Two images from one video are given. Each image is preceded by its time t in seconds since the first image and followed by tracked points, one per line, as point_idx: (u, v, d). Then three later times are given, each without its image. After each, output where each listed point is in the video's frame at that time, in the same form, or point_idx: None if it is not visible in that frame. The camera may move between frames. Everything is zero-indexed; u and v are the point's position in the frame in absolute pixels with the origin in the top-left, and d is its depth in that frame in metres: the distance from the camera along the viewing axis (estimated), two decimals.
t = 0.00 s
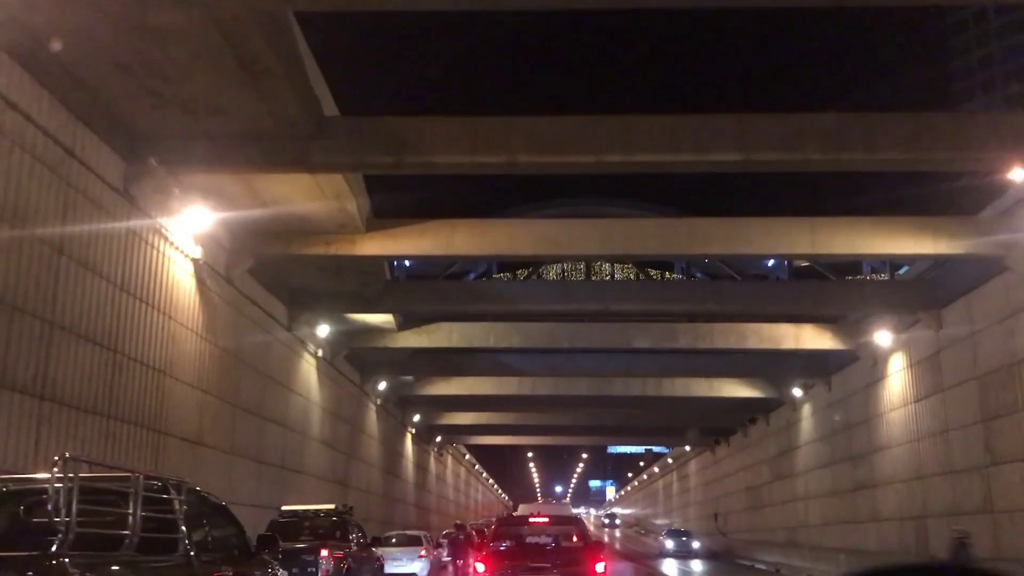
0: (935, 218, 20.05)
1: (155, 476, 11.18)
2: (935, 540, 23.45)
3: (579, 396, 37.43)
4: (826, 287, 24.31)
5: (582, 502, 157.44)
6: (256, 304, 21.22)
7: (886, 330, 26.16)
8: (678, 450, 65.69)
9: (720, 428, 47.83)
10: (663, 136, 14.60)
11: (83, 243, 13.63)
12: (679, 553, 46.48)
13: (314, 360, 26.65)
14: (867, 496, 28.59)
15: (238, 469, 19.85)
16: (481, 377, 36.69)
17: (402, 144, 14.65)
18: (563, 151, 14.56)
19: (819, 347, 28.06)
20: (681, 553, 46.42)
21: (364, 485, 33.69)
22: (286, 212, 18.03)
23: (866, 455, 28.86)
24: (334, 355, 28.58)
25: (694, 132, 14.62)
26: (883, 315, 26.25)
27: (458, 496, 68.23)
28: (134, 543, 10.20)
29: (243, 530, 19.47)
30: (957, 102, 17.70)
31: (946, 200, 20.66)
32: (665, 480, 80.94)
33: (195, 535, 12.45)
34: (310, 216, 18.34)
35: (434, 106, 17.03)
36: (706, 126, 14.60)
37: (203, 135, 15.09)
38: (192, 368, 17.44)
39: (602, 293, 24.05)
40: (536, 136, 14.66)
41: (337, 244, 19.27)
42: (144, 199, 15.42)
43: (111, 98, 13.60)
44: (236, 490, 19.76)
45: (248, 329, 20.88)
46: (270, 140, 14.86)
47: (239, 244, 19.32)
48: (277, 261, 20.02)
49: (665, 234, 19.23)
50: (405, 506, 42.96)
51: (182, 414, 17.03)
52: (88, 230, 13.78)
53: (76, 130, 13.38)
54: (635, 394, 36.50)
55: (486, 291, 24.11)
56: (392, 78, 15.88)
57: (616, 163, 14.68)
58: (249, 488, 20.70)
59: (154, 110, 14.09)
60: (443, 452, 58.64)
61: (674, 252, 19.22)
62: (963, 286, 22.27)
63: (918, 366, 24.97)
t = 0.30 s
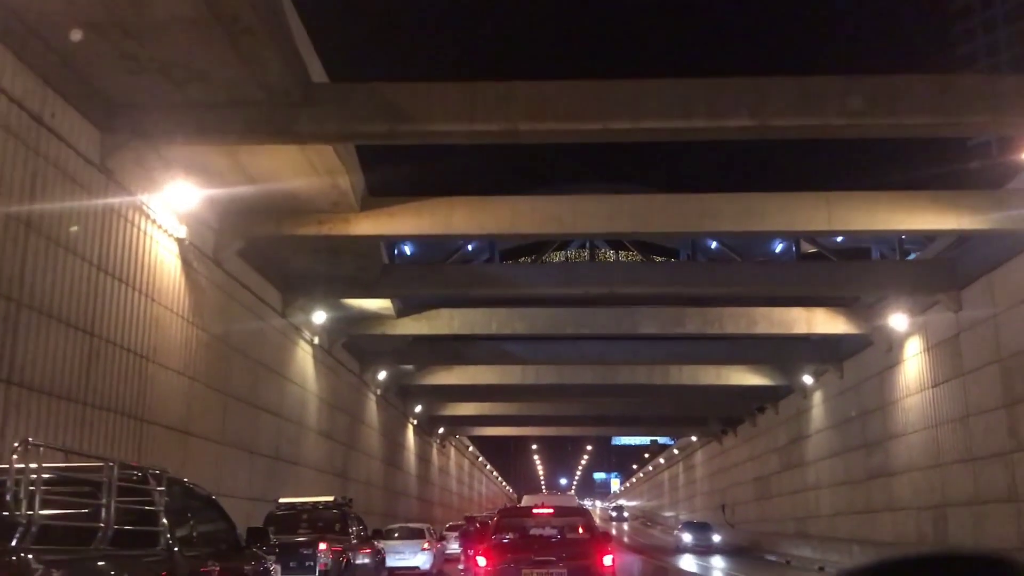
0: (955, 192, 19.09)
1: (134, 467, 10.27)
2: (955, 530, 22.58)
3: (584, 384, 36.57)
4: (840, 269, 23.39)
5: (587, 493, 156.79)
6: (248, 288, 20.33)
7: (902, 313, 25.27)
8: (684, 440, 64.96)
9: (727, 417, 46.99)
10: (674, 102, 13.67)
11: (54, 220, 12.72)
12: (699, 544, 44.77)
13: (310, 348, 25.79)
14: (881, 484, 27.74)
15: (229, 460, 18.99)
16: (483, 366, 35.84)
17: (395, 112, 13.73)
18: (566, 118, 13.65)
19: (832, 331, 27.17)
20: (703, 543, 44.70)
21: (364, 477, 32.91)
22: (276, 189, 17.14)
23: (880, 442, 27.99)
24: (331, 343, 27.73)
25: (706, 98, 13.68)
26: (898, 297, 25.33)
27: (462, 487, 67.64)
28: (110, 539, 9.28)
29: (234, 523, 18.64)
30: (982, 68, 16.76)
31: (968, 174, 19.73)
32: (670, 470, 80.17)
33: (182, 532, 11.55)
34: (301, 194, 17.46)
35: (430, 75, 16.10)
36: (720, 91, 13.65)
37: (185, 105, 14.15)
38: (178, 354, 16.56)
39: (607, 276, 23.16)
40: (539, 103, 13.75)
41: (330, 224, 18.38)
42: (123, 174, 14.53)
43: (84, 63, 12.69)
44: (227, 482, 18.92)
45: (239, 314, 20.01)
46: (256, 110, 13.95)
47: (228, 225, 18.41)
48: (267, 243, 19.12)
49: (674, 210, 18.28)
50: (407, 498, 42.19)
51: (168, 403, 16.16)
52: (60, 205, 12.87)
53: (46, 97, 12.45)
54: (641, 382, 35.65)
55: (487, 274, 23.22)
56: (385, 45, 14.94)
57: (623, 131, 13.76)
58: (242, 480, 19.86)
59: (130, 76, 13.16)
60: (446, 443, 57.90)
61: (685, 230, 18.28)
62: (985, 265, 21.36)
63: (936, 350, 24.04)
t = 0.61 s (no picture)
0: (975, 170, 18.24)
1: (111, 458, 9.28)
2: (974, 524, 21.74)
3: (587, 377, 35.74)
4: (853, 254, 22.53)
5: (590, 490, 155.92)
6: (236, 277, 19.52)
7: (916, 299, 24.43)
8: (689, 435, 64.10)
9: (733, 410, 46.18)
10: (683, 69, 12.84)
11: (24, 199, 11.90)
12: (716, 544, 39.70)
13: (304, 341, 24.97)
14: (894, 477, 26.90)
15: (217, 455, 18.20)
16: (484, 359, 35.01)
17: (386, 82, 12.92)
18: (568, 88, 12.83)
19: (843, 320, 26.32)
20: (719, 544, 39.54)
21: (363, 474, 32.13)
22: (262, 170, 16.34)
23: (893, 434, 27.15)
24: (327, 335, 26.91)
25: (717, 66, 12.85)
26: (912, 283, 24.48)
27: (464, 484, 66.77)
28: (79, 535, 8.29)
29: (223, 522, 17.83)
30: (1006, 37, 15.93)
31: (987, 152, 18.91)
32: (674, 466, 79.37)
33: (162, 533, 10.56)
34: (290, 175, 16.66)
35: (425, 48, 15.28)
36: (731, 58, 12.84)
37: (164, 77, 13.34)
38: (160, 344, 15.77)
39: (611, 263, 22.28)
40: (539, 72, 12.92)
41: (321, 207, 17.58)
42: (100, 152, 13.73)
43: (54, 28, 11.87)
44: (216, 479, 18.10)
45: (227, 303, 19.20)
46: (238, 82, 13.13)
47: (214, 209, 17.59)
48: (256, 228, 18.31)
49: (682, 190, 17.44)
50: (407, 495, 41.36)
51: (149, 395, 15.37)
52: (31, 183, 12.06)
53: (13, 64, 11.62)
54: (645, 375, 34.82)
55: (486, 262, 22.38)
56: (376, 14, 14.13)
57: (628, 101, 12.94)
58: (232, 476, 19.06)
59: (103, 44, 12.35)
60: (447, 439, 57.07)
61: (693, 211, 17.44)
62: (1004, 248, 20.51)
63: (952, 337, 23.20)
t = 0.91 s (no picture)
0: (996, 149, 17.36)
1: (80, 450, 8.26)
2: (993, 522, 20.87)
3: (589, 372, 34.91)
4: (868, 240, 21.60)
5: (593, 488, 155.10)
6: (223, 265, 18.67)
7: (931, 289, 23.59)
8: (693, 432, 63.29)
9: (738, 406, 45.35)
10: (691, 34, 11.98)
11: None
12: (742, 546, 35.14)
13: (297, 334, 24.14)
14: (907, 473, 26.04)
15: (203, 450, 17.35)
16: (484, 354, 34.17)
17: (374, 49, 12.09)
18: (569, 55, 11.97)
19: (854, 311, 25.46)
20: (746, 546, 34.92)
21: (359, 471, 31.32)
22: (247, 149, 15.51)
23: (906, 429, 26.28)
24: (321, 328, 26.09)
25: (729, 31, 11.98)
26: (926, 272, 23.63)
27: (465, 483, 65.97)
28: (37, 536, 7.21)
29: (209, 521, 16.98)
30: None
31: (1007, 133, 18.10)
32: (677, 463, 78.54)
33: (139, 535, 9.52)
34: (277, 155, 15.83)
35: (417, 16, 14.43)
36: (743, 22, 11.97)
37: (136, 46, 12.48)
38: (141, 332, 14.91)
39: (614, 251, 21.42)
40: (537, 37, 12.07)
41: (311, 190, 16.75)
42: (70, 126, 12.87)
43: None
44: (202, 476, 17.25)
45: (215, 292, 18.37)
46: (216, 50, 12.28)
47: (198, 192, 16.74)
48: (242, 213, 17.46)
49: (690, 172, 16.57)
50: (406, 493, 40.54)
51: (130, 386, 14.53)
52: None
53: None
54: (650, 369, 33.98)
55: (484, 250, 21.53)
56: None
57: (633, 69, 12.08)
58: (219, 472, 18.22)
59: (70, 7, 11.50)
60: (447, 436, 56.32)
61: (701, 193, 16.56)
62: None
63: (969, 328, 22.33)
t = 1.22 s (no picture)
0: None
1: (44, 440, 7.18)
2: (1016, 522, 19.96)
3: (593, 368, 34.04)
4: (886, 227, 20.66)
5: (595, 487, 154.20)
6: (210, 249, 17.80)
7: (949, 280, 22.70)
8: (697, 430, 62.42)
9: (744, 403, 44.42)
10: None
11: None
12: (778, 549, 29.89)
13: (290, 324, 23.26)
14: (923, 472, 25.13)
15: (186, 444, 16.47)
16: (485, 348, 33.28)
17: (364, 8, 11.18)
18: (573, 15, 11.07)
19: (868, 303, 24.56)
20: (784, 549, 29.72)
21: (356, 467, 30.44)
22: (232, 123, 14.65)
23: (921, 426, 25.38)
24: (315, 319, 25.23)
25: None
26: (944, 262, 22.72)
27: (466, 481, 65.14)
28: None
29: (192, 517, 16.12)
30: None
31: None
32: (681, 462, 77.59)
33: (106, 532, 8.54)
34: (264, 129, 14.96)
35: None
36: None
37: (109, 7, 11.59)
38: (116, 316, 14.05)
39: (620, 237, 20.51)
40: None
41: (301, 169, 15.87)
42: (39, 93, 11.99)
43: None
44: (185, 469, 16.39)
45: (201, 277, 17.50)
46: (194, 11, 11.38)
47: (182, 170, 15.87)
48: (229, 193, 16.58)
49: (702, 151, 15.68)
50: (405, 490, 39.67)
51: (105, 373, 13.66)
52: None
53: None
54: (655, 365, 33.08)
55: (485, 238, 20.63)
56: None
57: (642, 30, 11.17)
58: (205, 466, 17.35)
59: None
60: (448, 434, 55.48)
61: (714, 173, 15.66)
62: None
63: (989, 320, 21.42)
